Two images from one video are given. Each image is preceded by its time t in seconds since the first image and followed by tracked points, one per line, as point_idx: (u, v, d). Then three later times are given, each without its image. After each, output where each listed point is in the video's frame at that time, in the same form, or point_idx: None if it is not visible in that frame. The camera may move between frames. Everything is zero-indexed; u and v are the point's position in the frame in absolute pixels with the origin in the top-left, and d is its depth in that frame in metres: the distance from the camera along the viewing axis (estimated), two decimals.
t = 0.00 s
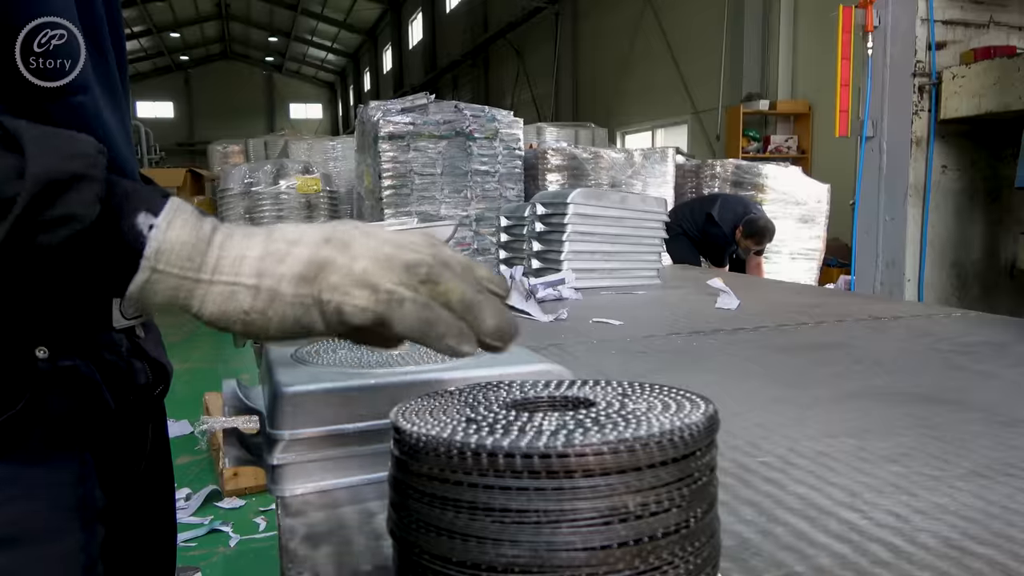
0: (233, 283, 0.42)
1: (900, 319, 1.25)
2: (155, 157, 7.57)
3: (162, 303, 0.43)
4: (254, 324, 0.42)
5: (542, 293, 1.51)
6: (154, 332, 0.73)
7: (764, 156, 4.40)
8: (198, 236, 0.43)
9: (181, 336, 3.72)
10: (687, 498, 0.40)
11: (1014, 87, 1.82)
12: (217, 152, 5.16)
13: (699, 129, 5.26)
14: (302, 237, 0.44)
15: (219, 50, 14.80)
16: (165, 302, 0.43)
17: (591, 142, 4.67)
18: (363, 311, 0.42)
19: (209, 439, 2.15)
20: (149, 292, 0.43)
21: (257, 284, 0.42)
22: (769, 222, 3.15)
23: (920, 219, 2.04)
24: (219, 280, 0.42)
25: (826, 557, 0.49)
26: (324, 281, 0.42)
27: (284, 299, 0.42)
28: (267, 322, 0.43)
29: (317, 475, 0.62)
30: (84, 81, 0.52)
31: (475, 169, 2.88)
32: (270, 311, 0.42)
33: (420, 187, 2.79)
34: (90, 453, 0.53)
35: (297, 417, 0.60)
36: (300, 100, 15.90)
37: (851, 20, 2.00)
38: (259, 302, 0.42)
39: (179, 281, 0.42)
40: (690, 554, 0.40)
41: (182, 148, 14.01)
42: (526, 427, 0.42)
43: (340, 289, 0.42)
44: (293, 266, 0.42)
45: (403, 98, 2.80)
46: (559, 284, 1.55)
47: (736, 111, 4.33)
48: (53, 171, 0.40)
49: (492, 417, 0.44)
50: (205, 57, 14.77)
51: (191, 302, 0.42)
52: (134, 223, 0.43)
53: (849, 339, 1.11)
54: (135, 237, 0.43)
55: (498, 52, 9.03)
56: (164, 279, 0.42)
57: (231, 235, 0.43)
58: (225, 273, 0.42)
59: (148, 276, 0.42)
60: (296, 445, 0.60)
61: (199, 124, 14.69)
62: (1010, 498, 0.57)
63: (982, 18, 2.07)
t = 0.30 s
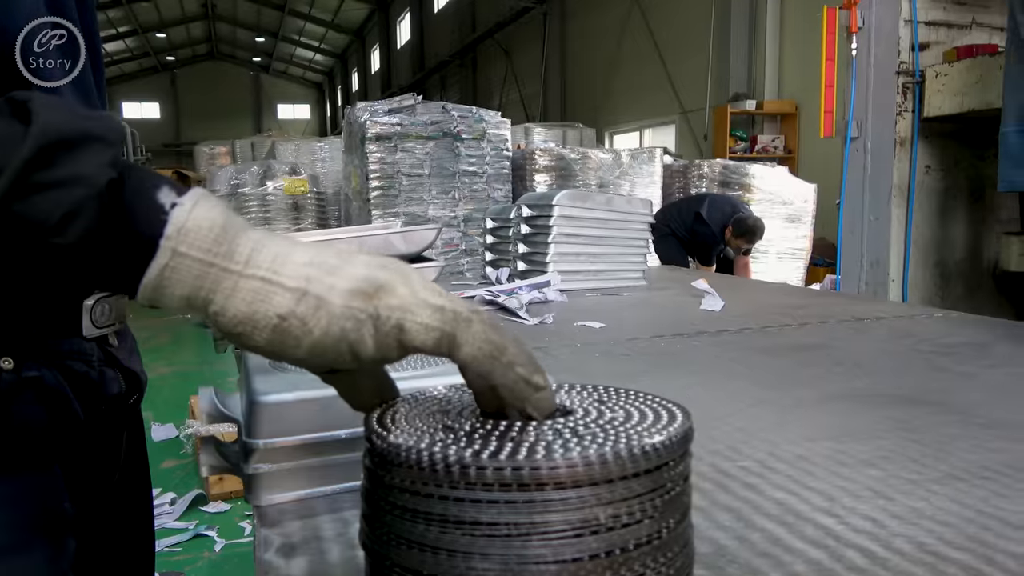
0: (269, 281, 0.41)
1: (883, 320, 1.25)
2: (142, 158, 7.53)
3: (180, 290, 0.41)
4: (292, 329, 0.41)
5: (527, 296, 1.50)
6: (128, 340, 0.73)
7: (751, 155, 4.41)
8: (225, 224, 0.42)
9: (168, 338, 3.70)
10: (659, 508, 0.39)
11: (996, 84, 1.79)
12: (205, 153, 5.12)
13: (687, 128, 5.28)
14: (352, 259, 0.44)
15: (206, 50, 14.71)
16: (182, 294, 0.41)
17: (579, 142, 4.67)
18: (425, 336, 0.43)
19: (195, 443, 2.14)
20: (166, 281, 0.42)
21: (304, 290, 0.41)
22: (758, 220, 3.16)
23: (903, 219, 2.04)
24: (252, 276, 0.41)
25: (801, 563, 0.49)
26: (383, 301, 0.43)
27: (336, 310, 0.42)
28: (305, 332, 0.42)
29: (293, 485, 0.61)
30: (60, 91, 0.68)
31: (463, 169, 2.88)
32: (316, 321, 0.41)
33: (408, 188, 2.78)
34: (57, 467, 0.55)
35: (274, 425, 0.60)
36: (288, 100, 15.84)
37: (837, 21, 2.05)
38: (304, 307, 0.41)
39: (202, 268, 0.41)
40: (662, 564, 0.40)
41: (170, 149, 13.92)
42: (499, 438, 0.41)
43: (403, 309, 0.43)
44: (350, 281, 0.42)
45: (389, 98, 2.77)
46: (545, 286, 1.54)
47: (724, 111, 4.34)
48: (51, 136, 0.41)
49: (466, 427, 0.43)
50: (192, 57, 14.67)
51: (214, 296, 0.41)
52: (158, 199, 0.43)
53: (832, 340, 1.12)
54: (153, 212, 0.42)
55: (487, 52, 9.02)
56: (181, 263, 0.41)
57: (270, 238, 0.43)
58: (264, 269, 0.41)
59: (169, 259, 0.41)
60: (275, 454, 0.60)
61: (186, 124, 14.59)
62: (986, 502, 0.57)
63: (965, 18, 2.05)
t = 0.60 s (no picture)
0: (207, 261, 0.53)
1: (849, 323, 1.27)
2: (115, 160, 7.43)
3: (123, 277, 0.52)
4: (234, 300, 0.54)
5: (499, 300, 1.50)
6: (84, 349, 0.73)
7: (726, 158, 4.45)
8: (156, 214, 0.53)
9: (140, 342, 3.65)
10: (607, 519, 0.39)
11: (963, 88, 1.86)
12: (179, 154, 5.06)
13: (663, 131, 5.32)
14: (280, 228, 0.57)
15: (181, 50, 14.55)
16: (126, 276, 0.52)
17: (556, 145, 4.69)
18: (352, 298, 0.58)
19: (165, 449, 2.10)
20: (111, 268, 0.52)
21: (241, 267, 0.54)
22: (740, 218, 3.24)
23: (872, 223, 2.09)
24: (191, 258, 0.53)
25: (754, 570, 0.50)
26: (315, 268, 0.57)
27: (273, 280, 0.54)
28: (248, 301, 0.54)
29: (250, 495, 0.58)
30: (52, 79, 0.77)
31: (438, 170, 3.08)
32: (256, 291, 0.54)
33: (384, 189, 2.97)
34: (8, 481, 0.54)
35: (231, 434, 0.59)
36: (266, 101, 15.72)
37: (805, 27, 2.03)
38: (242, 280, 0.54)
39: (141, 253, 0.51)
40: None
41: (144, 150, 13.74)
42: (447, 452, 0.41)
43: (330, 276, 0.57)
44: (280, 253, 0.55)
45: (367, 102, 3.11)
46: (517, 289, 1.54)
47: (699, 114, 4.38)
48: None
49: (416, 442, 0.43)
50: (167, 57, 14.49)
51: (159, 277, 0.52)
52: (94, 197, 0.53)
53: (798, 344, 1.13)
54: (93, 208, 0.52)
55: (465, 53, 9.03)
56: (122, 252, 0.51)
57: (210, 222, 0.54)
58: (202, 254, 0.53)
59: (109, 250, 0.51)
60: (230, 463, 0.59)
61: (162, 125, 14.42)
62: (938, 505, 0.58)
63: (931, 25, 2.09)
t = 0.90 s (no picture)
0: (144, 293, 0.64)
1: (804, 330, 1.29)
2: (76, 162, 7.25)
3: (89, 310, 0.61)
4: (164, 320, 0.66)
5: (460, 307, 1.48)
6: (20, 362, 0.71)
7: (693, 163, 4.50)
8: (109, 261, 0.62)
9: (100, 350, 3.56)
10: (539, 537, 0.39)
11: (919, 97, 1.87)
12: (142, 157, 4.96)
13: (631, 137, 5.36)
14: (181, 264, 0.70)
15: (146, 50, 14.29)
16: (90, 309, 0.62)
17: (525, 150, 4.70)
18: (242, 316, 0.73)
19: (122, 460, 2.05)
20: (82, 304, 0.61)
21: (169, 295, 0.66)
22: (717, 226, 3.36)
23: (831, 227, 2.09)
24: (132, 292, 0.64)
25: None
26: (216, 294, 0.70)
27: (190, 305, 0.68)
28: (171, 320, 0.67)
29: (189, 514, 0.58)
30: None
31: (408, 177, 3.20)
32: (179, 314, 0.67)
33: (350, 195, 3.10)
34: None
35: (170, 453, 0.58)
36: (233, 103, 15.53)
37: (766, 37, 2.10)
38: (168, 306, 0.66)
39: (109, 293, 0.62)
40: None
41: (107, 152, 13.45)
42: (378, 473, 0.40)
43: (228, 300, 0.71)
44: (190, 283, 0.68)
45: (333, 105, 3.08)
46: (479, 297, 1.53)
47: (666, 120, 4.42)
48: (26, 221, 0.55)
49: (347, 462, 0.42)
50: (131, 58, 14.22)
51: (112, 308, 0.63)
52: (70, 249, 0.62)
53: (753, 351, 1.14)
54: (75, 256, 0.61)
55: (434, 57, 9.01)
56: (95, 293, 0.61)
57: (138, 261, 0.66)
58: (139, 288, 0.64)
59: (85, 292, 0.60)
60: (167, 483, 0.58)
61: (126, 127, 14.14)
62: (878, 514, 0.59)
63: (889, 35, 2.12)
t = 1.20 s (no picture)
0: (90, 320, 0.59)
1: (754, 339, 1.30)
2: (27, 166, 7.04)
3: (33, 339, 0.56)
4: (110, 348, 0.61)
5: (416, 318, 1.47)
6: None
7: (655, 172, 4.56)
8: (53, 288, 0.58)
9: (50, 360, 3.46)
10: (462, 563, 0.39)
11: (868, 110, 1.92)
12: (97, 162, 4.84)
13: (595, 145, 5.40)
14: (123, 291, 0.65)
15: (104, 52, 13.98)
16: (34, 338, 0.56)
17: (489, 157, 4.70)
18: (189, 341, 0.69)
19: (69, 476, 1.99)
20: (26, 332, 0.55)
21: (114, 321, 0.61)
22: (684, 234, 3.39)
23: (786, 236, 2.11)
24: (78, 320, 0.59)
25: None
26: (162, 320, 0.66)
27: (135, 331, 0.63)
28: (117, 347, 0.62)
29: (117, 539, 0.57)
30: None
31: (370, 184, 3.17)
32: (125, 341, 0.62)
33: (312, 202, 3.07)
34: None
35: (96, 478, 0.56)
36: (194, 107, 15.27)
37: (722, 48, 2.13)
38: (115, 333, 0.61)
39: (56, 321, 0.57)
40: None
41: (62, 156, 13.09)
42: (300, 501, 0.40)
43: (175, 326, 0.68)
44: (136, 309, 0.64)
45: (295, 110, 3.03)
46: (436, 307, 1.53)
47: (628, 129, 4.46)
48: None
49: (269, 490, 0.42)
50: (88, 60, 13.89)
51: (57, 337, 0.57)
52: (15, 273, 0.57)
53: (704, 361, 1.15)
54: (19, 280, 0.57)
55: (399, 63, 8.98)
56: (41, 321, 0.56)
57: (81, 288, 0.61)
58: (85, 315, 0.59)
59: (32, 319, 0.55)
60: (94, 508, 0.56)
61: (82, 130, 13.79)
62: (814, 527, 0.60)
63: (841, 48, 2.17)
